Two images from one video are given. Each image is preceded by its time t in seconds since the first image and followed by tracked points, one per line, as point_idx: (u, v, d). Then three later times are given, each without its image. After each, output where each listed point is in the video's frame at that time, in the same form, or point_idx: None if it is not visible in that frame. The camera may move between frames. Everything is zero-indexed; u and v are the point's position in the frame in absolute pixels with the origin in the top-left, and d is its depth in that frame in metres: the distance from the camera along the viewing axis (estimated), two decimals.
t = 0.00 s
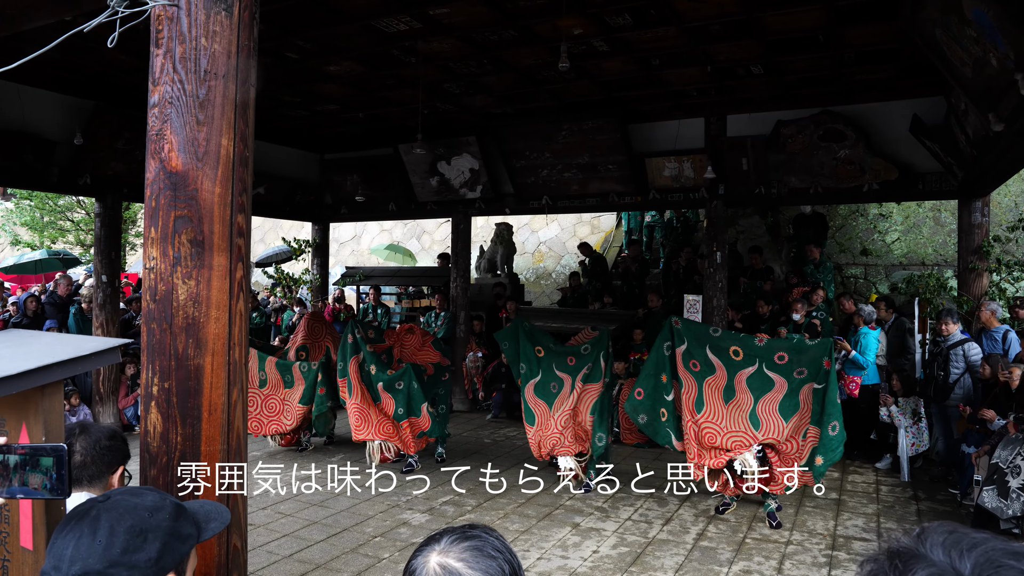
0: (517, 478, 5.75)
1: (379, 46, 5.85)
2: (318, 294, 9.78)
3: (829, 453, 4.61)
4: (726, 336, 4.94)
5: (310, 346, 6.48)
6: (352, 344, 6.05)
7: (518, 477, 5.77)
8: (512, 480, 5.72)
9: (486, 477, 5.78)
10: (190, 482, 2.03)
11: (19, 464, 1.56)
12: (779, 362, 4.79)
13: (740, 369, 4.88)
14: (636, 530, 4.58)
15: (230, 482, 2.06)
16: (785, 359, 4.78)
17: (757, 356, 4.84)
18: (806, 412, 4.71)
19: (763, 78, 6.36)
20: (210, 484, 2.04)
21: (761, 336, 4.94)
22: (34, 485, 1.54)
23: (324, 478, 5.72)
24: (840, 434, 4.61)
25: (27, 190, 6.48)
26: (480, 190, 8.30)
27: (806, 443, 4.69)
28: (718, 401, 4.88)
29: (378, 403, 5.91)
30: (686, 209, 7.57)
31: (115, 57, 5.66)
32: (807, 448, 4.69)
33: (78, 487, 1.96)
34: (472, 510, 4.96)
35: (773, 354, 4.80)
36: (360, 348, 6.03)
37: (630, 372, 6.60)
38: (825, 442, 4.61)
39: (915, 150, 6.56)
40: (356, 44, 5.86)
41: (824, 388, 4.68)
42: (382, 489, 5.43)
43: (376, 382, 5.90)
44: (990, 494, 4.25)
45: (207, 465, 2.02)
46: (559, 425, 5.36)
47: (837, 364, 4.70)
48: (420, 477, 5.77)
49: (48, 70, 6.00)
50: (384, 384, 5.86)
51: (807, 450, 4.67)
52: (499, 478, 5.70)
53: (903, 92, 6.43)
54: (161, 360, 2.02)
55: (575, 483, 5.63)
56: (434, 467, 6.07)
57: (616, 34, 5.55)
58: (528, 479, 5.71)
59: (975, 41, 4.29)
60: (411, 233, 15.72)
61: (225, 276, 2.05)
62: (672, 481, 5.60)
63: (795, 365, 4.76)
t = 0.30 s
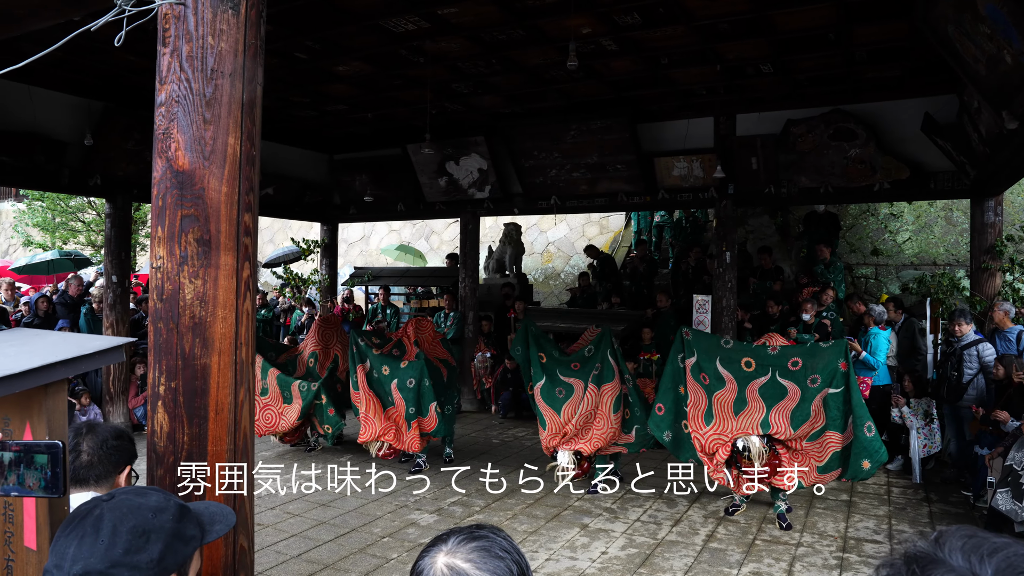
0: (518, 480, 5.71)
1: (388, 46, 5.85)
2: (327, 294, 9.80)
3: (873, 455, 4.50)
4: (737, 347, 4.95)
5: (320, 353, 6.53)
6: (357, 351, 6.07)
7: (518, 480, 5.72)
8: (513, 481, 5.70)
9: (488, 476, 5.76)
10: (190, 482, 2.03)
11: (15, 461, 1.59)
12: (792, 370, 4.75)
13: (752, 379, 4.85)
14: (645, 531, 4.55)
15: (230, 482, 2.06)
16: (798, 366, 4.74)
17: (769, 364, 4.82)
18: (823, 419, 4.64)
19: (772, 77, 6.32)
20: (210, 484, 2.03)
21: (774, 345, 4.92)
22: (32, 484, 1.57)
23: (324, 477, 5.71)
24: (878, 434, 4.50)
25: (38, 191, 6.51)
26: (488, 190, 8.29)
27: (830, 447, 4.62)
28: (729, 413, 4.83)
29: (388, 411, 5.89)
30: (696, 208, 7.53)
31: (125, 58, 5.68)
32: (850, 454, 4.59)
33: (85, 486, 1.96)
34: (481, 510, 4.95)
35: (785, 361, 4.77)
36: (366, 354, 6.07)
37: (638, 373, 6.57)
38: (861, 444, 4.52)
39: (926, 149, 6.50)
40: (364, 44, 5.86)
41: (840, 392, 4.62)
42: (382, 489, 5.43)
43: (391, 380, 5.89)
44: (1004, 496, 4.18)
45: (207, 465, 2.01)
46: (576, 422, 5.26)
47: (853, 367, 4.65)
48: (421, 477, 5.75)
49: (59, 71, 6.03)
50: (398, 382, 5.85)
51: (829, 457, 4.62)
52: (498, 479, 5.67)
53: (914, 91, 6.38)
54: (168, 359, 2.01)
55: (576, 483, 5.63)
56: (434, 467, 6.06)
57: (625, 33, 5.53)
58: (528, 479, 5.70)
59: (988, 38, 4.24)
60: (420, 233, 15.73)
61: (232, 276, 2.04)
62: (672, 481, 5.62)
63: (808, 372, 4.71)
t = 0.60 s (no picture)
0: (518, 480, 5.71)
1: (393, 47, 5.85)
2: (332, 295, 9.80)
3: (876, 444, 4.48)
4: (738, 335, 4.89)
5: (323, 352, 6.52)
6: (354, 362, 6.06)
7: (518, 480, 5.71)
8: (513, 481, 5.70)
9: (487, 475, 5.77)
10: (190, 482, 2.02)
11: (14, 459, 1.59)
12: (793, 358, 4.70)
13: (752, 368, 4.79)
14: (651, 533, 4.53)
15: (231, 482, 2.05)
16: (798, 355, 4.70)
17: (770, 353, 4.77)
18: (823, 407, 4.60)
19: (779, 77, 6.30)
20: (210, 484, 2.02)
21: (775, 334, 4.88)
22: (29, 483, 1.57)
23: (324, 477, 5.73)
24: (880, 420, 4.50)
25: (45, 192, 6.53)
26: (493, 190, 8.28)
27: (830, 437, 4.57)
28: (728, 403, 4.77)
29: (385, 418, 5.77)
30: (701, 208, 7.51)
31: (131, 59, 5.70)
32: (852, 443, 4.55)
33: (92, 486, 1.96)
34: (486, 511, 4.94)
35: (786, 349, 4.73)
36: (364, 363, 6.05)
37: (644, 373, 6.56)
38: (864, 432, 4.50)
39: (933, 148, 6.46)
40: (369, 44, 5.86)
41: (841, 379, 4.58)
42: (381, 489, 5.45)
43: (395, 380, 5.86)
44: (1013, 498, 4.10)
45: (209, 466, 2.01)
46: (571, 414, 5.32)
47: (854, 354, 4.61)
48: (421, 478, 5.76)
49: (65, 72, 6.05)
50: (403, 377, 5.80)
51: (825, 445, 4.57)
52: (497, 479, 5.68)
53: (921, 90, 6.35)
54: (172, 360, 2.01)
55: (576, 483, 5.64)
56: (434, 467, 6.06)
57: (630, 33, 5.52)
58: (528, 479, 5.71)
59: (997, 36, 4.21)
60: (425, 234, 15.75)
61: (236, 275, 2.04)
62: (672, 481, 5.63)
63: (808, 360, 4.66)
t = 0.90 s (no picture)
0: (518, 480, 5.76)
1: (397, 50, 5.87)
2: (337, 297, 9.82)
3: (862, 431, 4.37)
4: (738, 322, 4.92)
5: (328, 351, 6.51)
6: (351, 389, 6.06)
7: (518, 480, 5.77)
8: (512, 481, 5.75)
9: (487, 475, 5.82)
10: (190, 482, 2.04)
11: (23, 467, 1.59)
12: (790, 345, 4.70)
13: (749, 354, 4.81)
14: (655, 535, 4.53)
15: (230, 482, 2.06)
16: (796, 342, 4.69)
17: (768, 340, 4.77)
18: (818, 393, 4.54)
19: (783, 79, 6.30)
20: (210, 484, 2.04)
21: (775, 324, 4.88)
22: (39, 490, 1.57)
23: (324, 478, 5.76)
24: (868, 410, 4.39)
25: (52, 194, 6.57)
26: (498, 192, 8.30)
27: (824, 424, 4.47)
28: (723, 388, 4.82)
29: (385, 422, 5.77)
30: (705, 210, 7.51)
31: (138, 63, 5.73)
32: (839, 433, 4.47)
33: (100, 491, 1.97)
34: (490, 513, 4.95)
35: (784, 337, 4.73)
36: (361, 381, 6.02)
37: (648, 375, 6.57)
38: (851, 420, 4.41)
39: (938, 150, 6.44)
40: (374, 47, 5.88)
41: (836, 365, 4.53)
42: (381, 489, 5.49)
43: (391, 384, 5.84)
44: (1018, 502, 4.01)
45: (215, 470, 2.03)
46: (567, 415, 5.37)
47: (851, 343, 4.55)
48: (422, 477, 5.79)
49: (72, 76, 6.09)
50: (398, 381, 5.80)
51: (822, 433, 4.45)
52: (496, 479, 5.72)
53: (925, 93, 6.35)
54: (179, 365, 2.03)
55: (576, 482, 5.67)
56: (435, 467, 6.12)
57: (634, 35, 5.52)
58: (529, 480, 5.77)
59: (1002, 39, 4.20)
60: (430, 236, 15.78)
61: (243, 281, 2.06)
62: (672, 481, 5.70)
63: (805, 347, 4.64)
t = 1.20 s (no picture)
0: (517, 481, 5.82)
1: (405, 54, 5.90)
2: (346, 298, 9.87)
3: (853, 437, 4.37)
4: (745, 323, 4.89)
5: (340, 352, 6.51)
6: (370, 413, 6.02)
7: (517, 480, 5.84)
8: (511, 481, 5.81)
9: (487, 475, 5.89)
10: (190, 482, 2.09)
11: (43, 475, 1.62)
12: (798, 345, 4.67)
13: (759, 355, 4.79)
14: (662, 538, 4.55)
15: (229, 482, 2.09)
16: (804, 342, 4.66)
17: (776, 340, 4.74)
18: (825, 395, 4.54)
19: (790, 82, 6.30)
20: (209, 484, 2.07)
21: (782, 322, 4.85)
22: (58, 497, 1.61)
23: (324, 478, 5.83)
24: (864, 415, 4.37)
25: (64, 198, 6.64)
26: (506, 195, 8.32)
27: (830, 427, 4.48)
28: (740, 390, 4.81)
29: (388, 443, 5.76)
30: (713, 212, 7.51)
31: (149, 68, 5.78)
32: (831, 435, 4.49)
33: (113, 495, 2.00)
34: (497, 515, 4.98)
35: (791, 337, 4.70)
36: (372, 404, 5.99)
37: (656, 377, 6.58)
38: (846, 424, 4.40)
39: (946, 152, 6.41)
40: (383, 51, 5.92)
41: (843, 368, 4.52)
42: (382, 489, 5.57)
43: (391, 404, 5.82)
44: None
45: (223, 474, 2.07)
46: (580, 426, 5.41)
47: (859, 346, 4.54)
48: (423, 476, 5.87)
49: (84, 81, 6.15)
50: (395, 403, 5.77)
51: (828, 436, 4.46)
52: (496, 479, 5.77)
53: (933, 94, 6.33)
54: (191, 370, 2.07)
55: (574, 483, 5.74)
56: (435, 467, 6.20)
57: (641, 39, 5.54)
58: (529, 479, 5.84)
59: (1009, 42, 4.19)
60: (438, 238, 15.84)
61: (252, 288, 2.09)
62: (672, 481, 5.76)
63: (814, 348, 4.62)
